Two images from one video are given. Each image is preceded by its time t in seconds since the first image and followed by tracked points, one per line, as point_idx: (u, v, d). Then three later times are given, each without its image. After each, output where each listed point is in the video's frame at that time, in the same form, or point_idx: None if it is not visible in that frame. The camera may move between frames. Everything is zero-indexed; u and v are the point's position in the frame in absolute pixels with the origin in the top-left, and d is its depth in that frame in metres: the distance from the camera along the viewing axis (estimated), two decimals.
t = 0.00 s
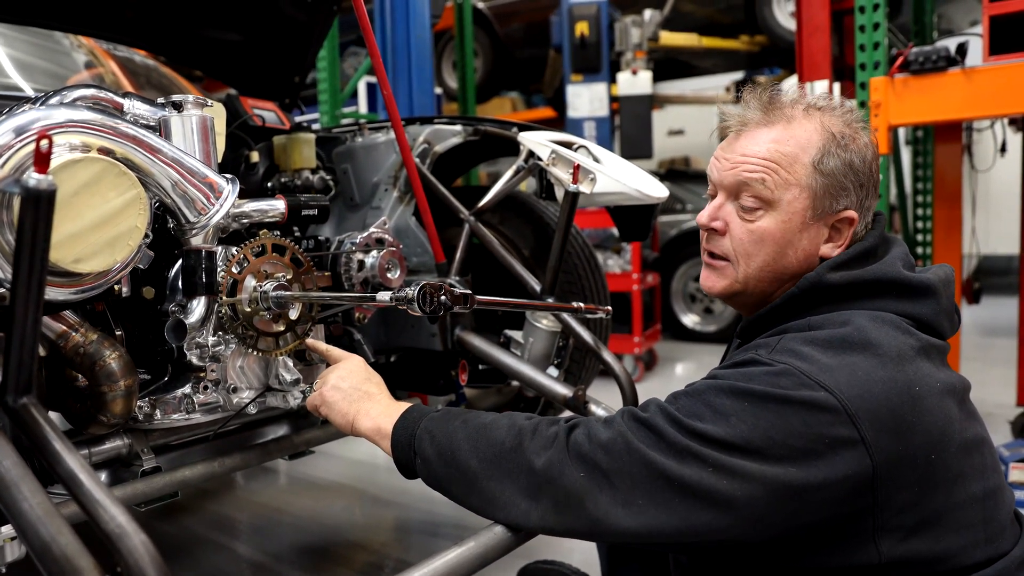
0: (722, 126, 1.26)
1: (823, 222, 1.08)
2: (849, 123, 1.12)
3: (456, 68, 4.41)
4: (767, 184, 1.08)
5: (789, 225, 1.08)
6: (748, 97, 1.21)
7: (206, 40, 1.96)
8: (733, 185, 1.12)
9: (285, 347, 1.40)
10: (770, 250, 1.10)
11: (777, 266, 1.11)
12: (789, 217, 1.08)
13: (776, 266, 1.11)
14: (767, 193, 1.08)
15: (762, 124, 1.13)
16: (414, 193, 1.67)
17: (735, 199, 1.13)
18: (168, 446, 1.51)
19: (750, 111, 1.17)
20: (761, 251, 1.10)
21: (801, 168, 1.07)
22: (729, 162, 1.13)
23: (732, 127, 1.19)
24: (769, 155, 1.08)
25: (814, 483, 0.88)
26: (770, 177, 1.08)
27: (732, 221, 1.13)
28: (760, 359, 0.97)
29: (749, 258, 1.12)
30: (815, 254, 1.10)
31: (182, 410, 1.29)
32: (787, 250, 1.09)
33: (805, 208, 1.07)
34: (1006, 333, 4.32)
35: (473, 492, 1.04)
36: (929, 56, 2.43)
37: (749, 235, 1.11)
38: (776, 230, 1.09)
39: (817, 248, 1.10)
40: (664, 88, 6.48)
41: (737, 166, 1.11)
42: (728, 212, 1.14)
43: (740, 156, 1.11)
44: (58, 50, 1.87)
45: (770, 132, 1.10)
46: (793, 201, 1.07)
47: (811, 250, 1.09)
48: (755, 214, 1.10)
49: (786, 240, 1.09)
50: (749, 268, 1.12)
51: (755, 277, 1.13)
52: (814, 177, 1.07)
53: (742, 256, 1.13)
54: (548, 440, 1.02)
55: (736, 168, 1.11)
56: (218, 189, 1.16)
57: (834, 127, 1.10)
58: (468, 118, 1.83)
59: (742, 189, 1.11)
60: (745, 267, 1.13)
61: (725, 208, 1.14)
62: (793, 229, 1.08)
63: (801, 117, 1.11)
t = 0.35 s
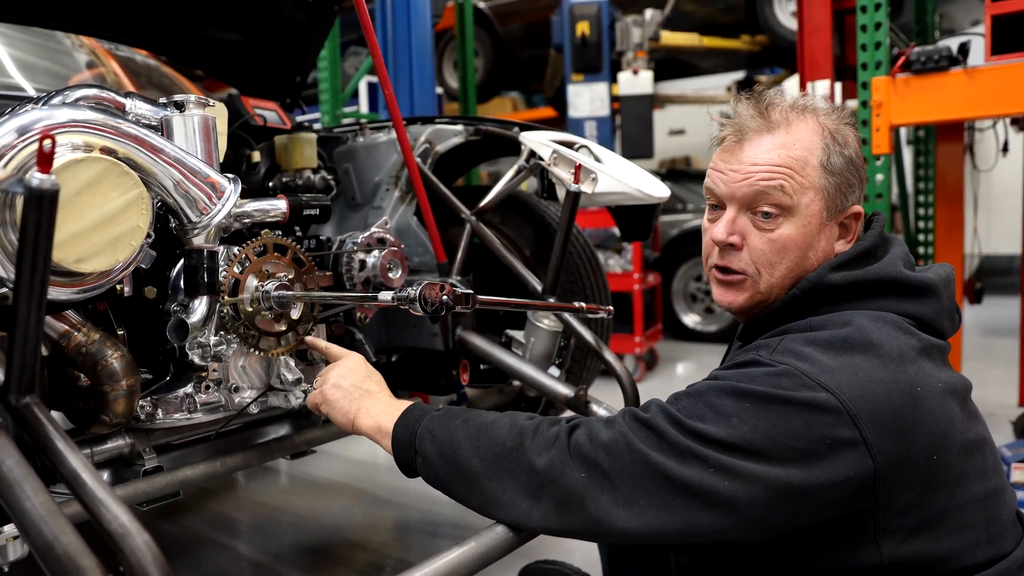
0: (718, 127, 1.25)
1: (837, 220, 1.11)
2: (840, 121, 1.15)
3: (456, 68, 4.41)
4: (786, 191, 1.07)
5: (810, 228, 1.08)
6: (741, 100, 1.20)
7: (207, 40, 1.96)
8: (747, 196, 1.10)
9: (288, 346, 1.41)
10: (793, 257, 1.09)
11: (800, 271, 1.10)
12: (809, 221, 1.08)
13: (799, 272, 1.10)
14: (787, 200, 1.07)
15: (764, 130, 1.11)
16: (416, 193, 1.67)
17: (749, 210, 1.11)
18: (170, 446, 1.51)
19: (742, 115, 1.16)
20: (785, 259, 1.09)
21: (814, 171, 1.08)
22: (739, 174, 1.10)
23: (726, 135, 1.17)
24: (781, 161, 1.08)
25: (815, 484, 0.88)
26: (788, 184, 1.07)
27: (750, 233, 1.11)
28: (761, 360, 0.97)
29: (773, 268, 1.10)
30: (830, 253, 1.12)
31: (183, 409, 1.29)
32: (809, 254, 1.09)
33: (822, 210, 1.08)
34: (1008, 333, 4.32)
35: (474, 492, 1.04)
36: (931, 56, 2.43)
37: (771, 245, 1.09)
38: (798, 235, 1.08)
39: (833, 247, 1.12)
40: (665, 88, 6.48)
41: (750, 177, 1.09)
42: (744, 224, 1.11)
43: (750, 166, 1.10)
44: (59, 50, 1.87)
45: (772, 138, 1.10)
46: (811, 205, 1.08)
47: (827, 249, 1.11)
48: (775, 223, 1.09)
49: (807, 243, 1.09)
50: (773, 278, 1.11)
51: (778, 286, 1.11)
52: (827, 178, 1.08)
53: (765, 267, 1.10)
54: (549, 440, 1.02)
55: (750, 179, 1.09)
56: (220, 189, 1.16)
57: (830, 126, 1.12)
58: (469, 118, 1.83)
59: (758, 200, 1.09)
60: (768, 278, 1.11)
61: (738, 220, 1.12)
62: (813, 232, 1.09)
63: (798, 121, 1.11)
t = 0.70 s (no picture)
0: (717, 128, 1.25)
1: (837, 220, 1.11)
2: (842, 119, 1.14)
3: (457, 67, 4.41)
4: (786, 190, 1.07)
5: (810, 227, 1.08)
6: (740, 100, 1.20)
7: (208, 39, 1.96)
8: (747, 195, 1.09)
9: (288, 345, 1.41)
10: (794, 256, 1.09)
11: (801, 269, 1.10)
12: (809, 220, 1.08)
13: (800, 271, 1.10)
14: (787, 199, 1.07)
15: (763, 129, 1.11)
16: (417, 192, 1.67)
17: (749, 209, 1.10)
18: (171, 445, 1.51)
19: (741, 113, 1.16)
20: (786, 258, 1.09)
21: (814, 170, 1.08)
22: (739, 172, 1.10)
23: (726, 134, 1.16)
24: (781, 161, 1.07)
25: (816, 484, 0.88)
26: (788, 182, 1.07)
27: (750, 232, 1.11)
28: (762, 360, 0.97)
29: (773, 267, 1.10)
30: (831, 252, 1.12)
31: (184, 408, 1.29)
32: (810, 253, 1.09)
33: (822, 209, 1.08)
34: (1009, 333, 4.32)
35: (474, 491, 1.04)
36: (932, 55, 2.42)
37: (771, 244, 1.09)
38: (798, 234, 1.08)
39: (833, 246, 1.12)
40: (666, 88, 6.48)
41: (750, 176, 1.09)
42: (744, 223, 1.11)
43: (750, 165, 1.09)
44: (59, 49, 1.87)
45: (772, 137, 1.10)
46: (811, 204, 1.08)
47: (828, 249, 1.11)
48: (775, 221, 1.09)
49: (808, 243, 1.09)
50: (774, 277, 1.10)
51: (779, 285, 1.11)
52: (827, 176, 1.08)
53: (765, 266, 1.10)
54: (550, 440, 1.02)
55: (750, 177, 1.09)
56: (221, 188, 1.16)
57: (830, 125, 1.12)
58: (471, 117, 1.83)
59: (758, 198, 1.09)
60: (769, 277, 1.10)
61: (738, 219, 1.12)
62: (813, 232, 1.09)
63: (796, 120, 1.11)
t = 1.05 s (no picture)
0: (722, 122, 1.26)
1: (839, 219, 1.10)
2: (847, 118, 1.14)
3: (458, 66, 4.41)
4: (789, 185, 1.07)
5: (813, 224, 1.08)
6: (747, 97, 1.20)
7: (210, 38, 1.96)
8: (751, 190, 1.10)
9: (289, 344, 1.40)
10: (795, 253, 1.09)
11: (802, 267, 1.10)
12: (811, 217, 1.08)
13: (800, 268, 1.10)
14: (790, 195, 1.07)
15: (769, 125, 1.11)
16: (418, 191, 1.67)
17: (752, 204, 1.11)
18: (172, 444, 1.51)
19: (747, 110, 1.16)
20: (787, 254, 1.09)
21: (817, 167, 1.08)
22: (743, 167, 1.11)
23: (732, 129, 1.17)
24: (785, 156, 1.07)
25: (818, 484, 0.88)
26: (791, 178, 1.07)
27: (752, 227, 1.11)
28: (763, 360, 0.97)
29: (774, 263, 1.10)
30: (833, 251, 1.11)
31: (185, 407, 1.29)
32: (811, 250, 1.09)
33: (825, 207, 1.08)
34: (1010, 333, 4.31)
35: (475, 490, 1.04)
36: (933, 55, 2.42)
37: (773, 240, 1.09)
38: (800, 231, 1.08)
39: (835, 245, 1.11)
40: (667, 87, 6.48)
41: (754, 171, 1.09)
42: (747, 218, 1.11)
43: (754, 160, 1.10)
44: (61, 49, 1.87)
45: (777, 133, 1.10)
46: (814, 201, 1.07)
47: (830, 247, 1.11)
48: (777, 217, 1.09)
49: (809, 240, 1.08)
50: (774, 273, 1.10)
51: (780, 282, 1.11)
52: (831, 174, 1.08)
53: (766, 262, 1.10)
54: (551, 439, 1.02)
55: (753, 172, 1.09)
56: (222, 186, 1.16)
57: (836, 124, 1.11)
58: (472, 116, 1.83)
59: (761, 193, 1.09)
60: (770, 273, 1.10)
61: (741, 214, 1.12)
62: (815, 229, 1.09)
63: (801, 118, 1.11)
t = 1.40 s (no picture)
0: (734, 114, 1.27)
1: (840, 217, 1.10)
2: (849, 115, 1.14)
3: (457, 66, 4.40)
4: (791, 179, 1.07)
5: (812, 220, 1.08)
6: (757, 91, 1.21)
7: (209, 37, 1.96)
8: (753, 182, 1.10)
9: (288, 343, 1.39)
10: (793, 248, 1.08)
11: (799, 262, 1.09)
12: (811, 213, 1.08)
13: (797, 263, 1.10)
14: (792, 188, 1.07)
15: (776, 120, 1.12)
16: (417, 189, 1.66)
17: (753, 196, 1.10)
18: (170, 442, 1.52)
19: (757, 104, 1.17)
20: (784, 248, 1.09)
21: (821, 163, 1.07)
22: (747, 159, 1.11)
23: (740, 122, 1.18)
24: (790, 150, 1.08)
25: (818, 484, 0.88)
26: (793, 172, 1.07)
27: (752, 219, 1.11)
28: (762, 359, 0.97)
29: (771, 256, 1.09)
30: (831, 249, 1.11)
31: (184, 406, 1.29)
32: (809, 246, 1.09)
33: (825, 204, 1.08)
34: (1009, 332, 4.31)
35: (475, 490, 1.04)
36: (933, 54, 2.42)
37: (771, 232, 1.09)
38: (799, 225, 1.08)
39: (834, 243, 1.11)
40: (666, 87, 6.48)
41: (757, 162, 1.09)
42: (747, 210, 1.11)
43: (758, 152, 1.10)
44: (60, 48, 1.87)
45: (783, 127, 1.10)
46: (815, 197, 1.07)
47: (829, 245, 1.10)
48: (778, 210, 1.09)
49: (808, 235, 1.08)
50: (770, 266, 1.10)
51: (776, 275, 1.11)
52: (834, 172, 1.08)
53: (763, 254, 1.10)
54: (550, 438, 1.01)
55: (756, 164, 1.09)
56: (221, 185, 1.15)
57: (844, 123, 1.12)
58: (472, 115, 1.83)
59: (763, 185, 1.09)
60: (766, 266, 1.10)
61: (742, 205, 1.12)
62: (814, 225, 1.08)
63: (811, 114, 1.11)
